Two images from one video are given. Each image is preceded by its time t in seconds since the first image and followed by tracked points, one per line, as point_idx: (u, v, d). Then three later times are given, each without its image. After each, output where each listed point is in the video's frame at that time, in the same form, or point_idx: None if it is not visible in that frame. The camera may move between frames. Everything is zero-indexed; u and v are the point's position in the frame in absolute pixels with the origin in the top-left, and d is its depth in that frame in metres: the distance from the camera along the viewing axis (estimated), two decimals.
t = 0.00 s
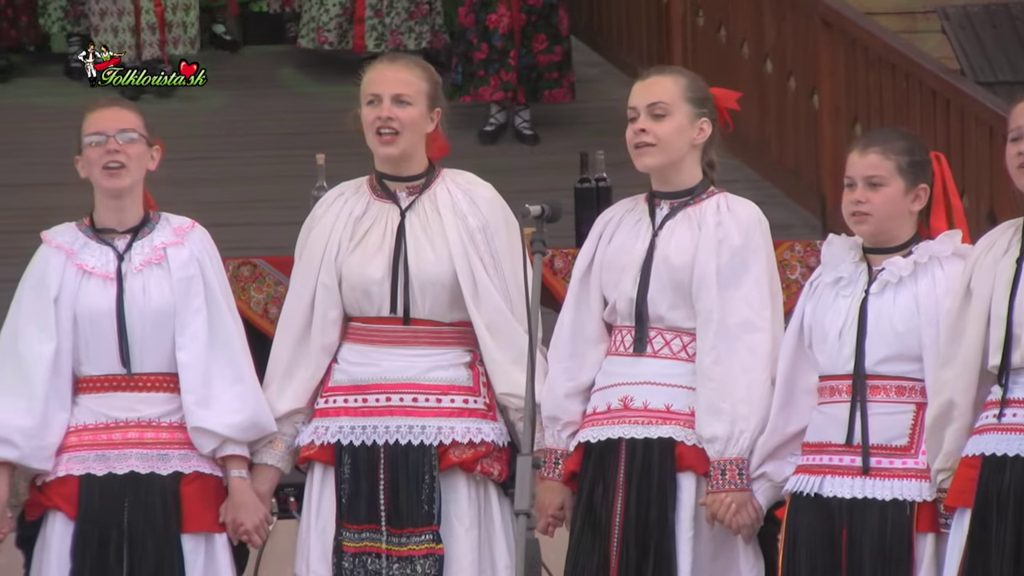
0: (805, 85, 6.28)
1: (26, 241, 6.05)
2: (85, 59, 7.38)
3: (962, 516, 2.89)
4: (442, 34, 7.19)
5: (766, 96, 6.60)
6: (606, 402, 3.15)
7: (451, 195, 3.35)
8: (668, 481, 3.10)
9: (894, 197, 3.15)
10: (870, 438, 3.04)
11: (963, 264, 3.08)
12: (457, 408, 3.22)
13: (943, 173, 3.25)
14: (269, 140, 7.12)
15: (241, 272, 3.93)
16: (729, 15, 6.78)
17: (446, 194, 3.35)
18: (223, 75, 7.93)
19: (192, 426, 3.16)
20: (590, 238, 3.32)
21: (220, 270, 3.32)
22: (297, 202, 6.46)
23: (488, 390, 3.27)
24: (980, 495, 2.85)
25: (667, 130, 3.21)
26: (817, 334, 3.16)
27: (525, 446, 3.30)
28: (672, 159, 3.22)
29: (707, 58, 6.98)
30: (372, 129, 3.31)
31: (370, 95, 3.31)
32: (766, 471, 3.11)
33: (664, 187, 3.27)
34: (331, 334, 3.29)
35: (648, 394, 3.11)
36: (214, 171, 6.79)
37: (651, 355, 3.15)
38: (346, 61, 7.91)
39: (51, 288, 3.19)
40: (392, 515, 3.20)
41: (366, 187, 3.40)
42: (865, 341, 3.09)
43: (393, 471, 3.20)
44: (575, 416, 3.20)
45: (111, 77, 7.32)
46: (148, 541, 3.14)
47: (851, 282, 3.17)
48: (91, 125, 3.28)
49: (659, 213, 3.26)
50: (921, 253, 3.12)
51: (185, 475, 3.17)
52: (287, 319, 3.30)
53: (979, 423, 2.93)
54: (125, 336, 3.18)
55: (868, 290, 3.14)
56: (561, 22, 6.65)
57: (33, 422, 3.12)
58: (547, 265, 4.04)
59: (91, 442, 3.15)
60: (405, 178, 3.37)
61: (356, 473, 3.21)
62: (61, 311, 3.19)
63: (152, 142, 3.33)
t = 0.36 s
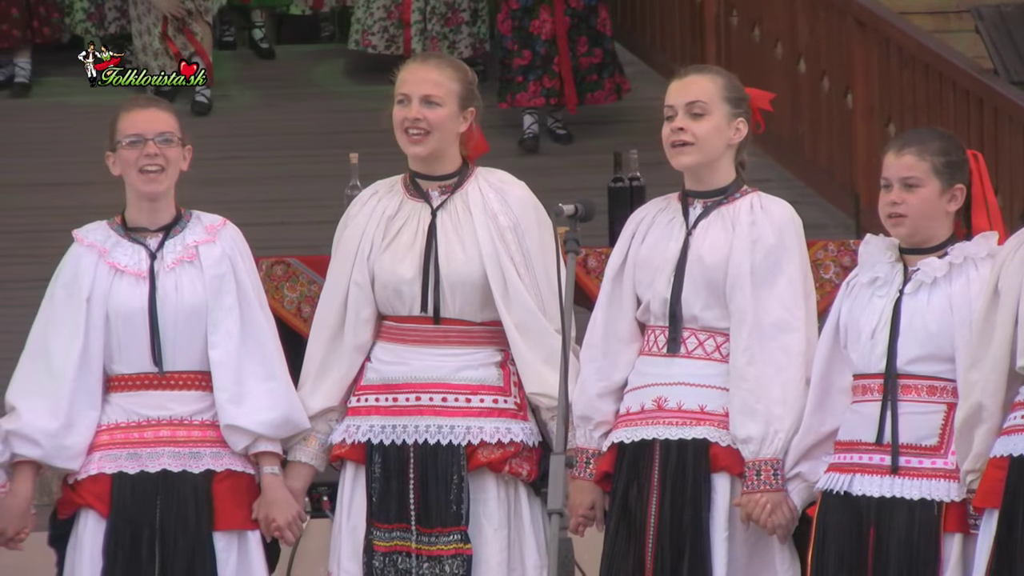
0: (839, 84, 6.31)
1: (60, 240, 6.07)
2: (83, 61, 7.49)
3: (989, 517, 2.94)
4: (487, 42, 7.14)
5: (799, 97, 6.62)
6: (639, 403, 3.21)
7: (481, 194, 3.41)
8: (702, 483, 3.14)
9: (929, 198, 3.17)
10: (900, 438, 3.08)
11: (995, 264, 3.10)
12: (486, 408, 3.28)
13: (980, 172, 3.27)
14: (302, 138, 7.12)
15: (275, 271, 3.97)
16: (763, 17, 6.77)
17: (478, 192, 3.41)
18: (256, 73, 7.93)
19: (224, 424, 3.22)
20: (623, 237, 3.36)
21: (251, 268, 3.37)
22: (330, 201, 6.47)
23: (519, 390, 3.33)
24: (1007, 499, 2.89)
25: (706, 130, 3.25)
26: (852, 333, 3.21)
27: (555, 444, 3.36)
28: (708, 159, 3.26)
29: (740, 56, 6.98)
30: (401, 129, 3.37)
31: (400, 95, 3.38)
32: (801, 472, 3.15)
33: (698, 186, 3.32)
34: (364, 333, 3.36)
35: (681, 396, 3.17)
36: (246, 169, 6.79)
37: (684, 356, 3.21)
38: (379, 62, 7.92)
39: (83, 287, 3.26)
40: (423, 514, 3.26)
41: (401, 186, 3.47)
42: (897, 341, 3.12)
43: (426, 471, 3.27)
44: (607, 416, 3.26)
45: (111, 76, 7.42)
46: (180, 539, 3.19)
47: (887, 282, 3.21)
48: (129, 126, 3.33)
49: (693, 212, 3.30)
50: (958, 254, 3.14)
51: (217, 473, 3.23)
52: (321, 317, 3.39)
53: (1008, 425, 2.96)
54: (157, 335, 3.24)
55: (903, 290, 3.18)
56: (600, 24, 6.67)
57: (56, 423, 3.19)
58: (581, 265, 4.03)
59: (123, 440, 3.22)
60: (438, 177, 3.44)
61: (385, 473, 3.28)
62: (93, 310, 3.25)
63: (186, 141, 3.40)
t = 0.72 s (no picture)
0: (883, 83, 6.28)
1: (104, 238, 6.09)
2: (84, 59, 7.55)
3: None
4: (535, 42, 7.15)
5: (843, 96, 6.60)
6: (684, 400, 3.19)
7: (523, 190, 3.39)
8: (744, 480, 3.13)
9: (972, 194, 3.14)
10: (945, 438, 3.06)
11: None
12: (527, 406, 3.27)
13: None
14: (346, 137, 7.11)
15: (318, 268, 4.02)
16: (807, 14, 6.79)
17: (521, 188, 3.39)
18: (299, 70, 7.92)
19: (277, 421, 3.23)
20: (670, 235, 3.36)
21: (297, 266, 3.37)
22: (372, 199, 6.47)
23: (560, 388, 3.31)
24: None
25: (752, 129, 3.23)
26: (894, 334, 3.19)
27: (598, 442, 3.36)
28: (755, 158, 3.24)
29: (783, 56, 7.02)
30: (445, 125, 3.37)
31: (444, 91, 3.36)
32: (846, 469, 3.14)
33: (744, 185, 3.29)
34: (407, 331, 3.37)
35: (726, 393, 3.15)
36: (288, 166, 6.79)
37: (729, 353, 3.19)
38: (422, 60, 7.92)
39: (126, 286, 3.26)
40: (463, 512, 3.26)
41: (446, 184, 3.46)
42: (941, 340, 3.10)
43: (466, 469, 3.26)
44: (653, 413, 3.24)
45: (112, 76, 7.55)
46: (224, 538, 3.19)
47: (931, 281, 3.18)
48: (173, 122, 3.33)
49: (740, 210, 3.28)
50: (1001, 252, 3.10)
51: (260, 471, 3.22)
52: (365, 315, 3.39)
53: None
54: (201, 333, 3.24)
55: (945, 290, 3.15)
56: (642, 23, 6.58)
57: (86, 418, 3.20)
58: (623, 261, 4.08)
59: (166, 438, 3.21)
60: (480, 175, 3.42)
61: (427, 469, 3.28)
62: (135, 308, 3.25)
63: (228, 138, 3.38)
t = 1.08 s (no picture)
0: (924, 82, 6.20)
1: (145, 236, 6.06)
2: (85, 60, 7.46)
3: None
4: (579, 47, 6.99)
5: (884, 94, 6.53)
6: (729, 400, 3.26)
7: (568, 189, 3.43)
8: (787, 479, 3.19)
9: (1011, 194, 3.16)
10: (991, 439, 3.11)
11: None
12: (572, 404, 3.32)
13: None
14: (389, 137, 7.07)
15: (360, 268, 4.10)
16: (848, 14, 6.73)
17: (566, 188, 3.44)
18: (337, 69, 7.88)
19: (324, 424, 3.24)
20: (715, 235, 3.41)
21: (337, 265, 3.35)
22: (412, 199, 6.43)
23: (605, 387, 3.36)
24: None
25: (796, 128, 3.29)
26: (936, 334, 3.20)
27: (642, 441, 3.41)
28: (800, 156, 3.30)
29: (824, 53, 6.97)
30: (491, 120, 3.42)
31: (492, 87, 3.42)
32: (888, 470, 3.18)
33: (789, 184, 3.35)
34: (453, 328, 3.43)
35: (770, 393, 3.21)
36: (331, 166, 6.75)
37: (772, 352, 3.26)
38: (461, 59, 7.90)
39: (165, 284, 3.27)
40: (508, 511, 3.31)
41: (490, 181, 3.51)
42: (984, 342, 3.14)
43: (511, 467, 3.32)
44: (698, 412, 3.31)
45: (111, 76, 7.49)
46: (259, 538, 3.18)
47: (972, 282, 3.20)
48: (219, 121, 3.31)
49: (783, 210, 3.34)
50: None
51: (295, 470, 3.20)
52: (413, 311, 3.45)
53: None
54: (238, 333, 3.23)
55: (987, 291, 3.18)
56: (672, 27, 6.51)
57: (124, 417, 3.21)
58: (665, 261, 4.08)
59: (203, 437, 3.21)
60: (525, 174, 3.47)
61: (472, 468, 3.34)
62: (174, 307, 3.26)
63: (274, 140, 3.36)
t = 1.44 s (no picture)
0: (962, 80, 6.15)
1: (183, 235, 6.09)
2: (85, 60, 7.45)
3: None
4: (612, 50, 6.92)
5: (922, 93, 6.49)
6: (773, 398, 3.24)
7: (611, 187, 3.43)
8: (829, 477, 3.18)
9: None
10: None
11: None
12: (615, 402, 3.33)
13: None
14: (427, 135, 7.07)
15: (397, 266, 4.12)
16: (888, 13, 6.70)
17: (607, 186, 3.44)
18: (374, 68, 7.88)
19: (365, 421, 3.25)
20: (750, 233, 3.38)
21: (375, 263, 3.35)
22: (448, 198, 6.44)
23: (648, 384, 3.36)
24: None
25: (834, 127, 3.28)
26: (975, 333, 3.19)
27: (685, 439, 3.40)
28: (839, 155, 3.29)
29: (863, 52, 6.95)
30: (535, 117, 3.42)
31: (536, 83, 3.42)
32: (928, 469, 3.18)
33: (827, 182, 3.34)
34: (496, 326, 3.42)
35: (815, 390, 3.20)
36: (368, 165, 6.76)
37: (814, 350, 3.24)
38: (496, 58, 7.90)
39: (203, 283, 3.27)
40: (550, 509, 3.32)
41: (532, 178, 3.51)
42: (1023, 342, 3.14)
43: (553, 464, 3.32)
44: (735, 412, 3.28)
45: (111, 76, 7.40)
46: (297, 537, 3.18)
47: (1009, 282, 3.20)
48: (257, 119, 3.32)
49: (822, 209, 3.32)
50: None
51: (334, 469, 3.21)
52: (454, 309, 3.44)
53: None
54: (277, 332, 3.24)
55: None
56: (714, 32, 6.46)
57: (165, 419, 3.22)
58: (703, 259, 4.09)
59: (241, 436, 3.22)
60: (569, 171, 3.47)
61: (514, 465, 3.33)
62: (212, 306, 3.26)
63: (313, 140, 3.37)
